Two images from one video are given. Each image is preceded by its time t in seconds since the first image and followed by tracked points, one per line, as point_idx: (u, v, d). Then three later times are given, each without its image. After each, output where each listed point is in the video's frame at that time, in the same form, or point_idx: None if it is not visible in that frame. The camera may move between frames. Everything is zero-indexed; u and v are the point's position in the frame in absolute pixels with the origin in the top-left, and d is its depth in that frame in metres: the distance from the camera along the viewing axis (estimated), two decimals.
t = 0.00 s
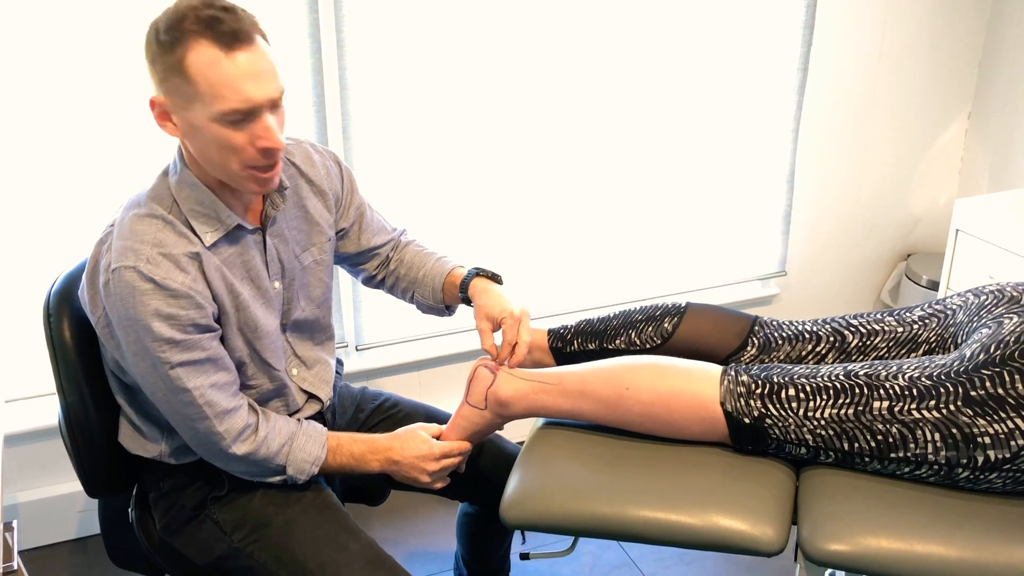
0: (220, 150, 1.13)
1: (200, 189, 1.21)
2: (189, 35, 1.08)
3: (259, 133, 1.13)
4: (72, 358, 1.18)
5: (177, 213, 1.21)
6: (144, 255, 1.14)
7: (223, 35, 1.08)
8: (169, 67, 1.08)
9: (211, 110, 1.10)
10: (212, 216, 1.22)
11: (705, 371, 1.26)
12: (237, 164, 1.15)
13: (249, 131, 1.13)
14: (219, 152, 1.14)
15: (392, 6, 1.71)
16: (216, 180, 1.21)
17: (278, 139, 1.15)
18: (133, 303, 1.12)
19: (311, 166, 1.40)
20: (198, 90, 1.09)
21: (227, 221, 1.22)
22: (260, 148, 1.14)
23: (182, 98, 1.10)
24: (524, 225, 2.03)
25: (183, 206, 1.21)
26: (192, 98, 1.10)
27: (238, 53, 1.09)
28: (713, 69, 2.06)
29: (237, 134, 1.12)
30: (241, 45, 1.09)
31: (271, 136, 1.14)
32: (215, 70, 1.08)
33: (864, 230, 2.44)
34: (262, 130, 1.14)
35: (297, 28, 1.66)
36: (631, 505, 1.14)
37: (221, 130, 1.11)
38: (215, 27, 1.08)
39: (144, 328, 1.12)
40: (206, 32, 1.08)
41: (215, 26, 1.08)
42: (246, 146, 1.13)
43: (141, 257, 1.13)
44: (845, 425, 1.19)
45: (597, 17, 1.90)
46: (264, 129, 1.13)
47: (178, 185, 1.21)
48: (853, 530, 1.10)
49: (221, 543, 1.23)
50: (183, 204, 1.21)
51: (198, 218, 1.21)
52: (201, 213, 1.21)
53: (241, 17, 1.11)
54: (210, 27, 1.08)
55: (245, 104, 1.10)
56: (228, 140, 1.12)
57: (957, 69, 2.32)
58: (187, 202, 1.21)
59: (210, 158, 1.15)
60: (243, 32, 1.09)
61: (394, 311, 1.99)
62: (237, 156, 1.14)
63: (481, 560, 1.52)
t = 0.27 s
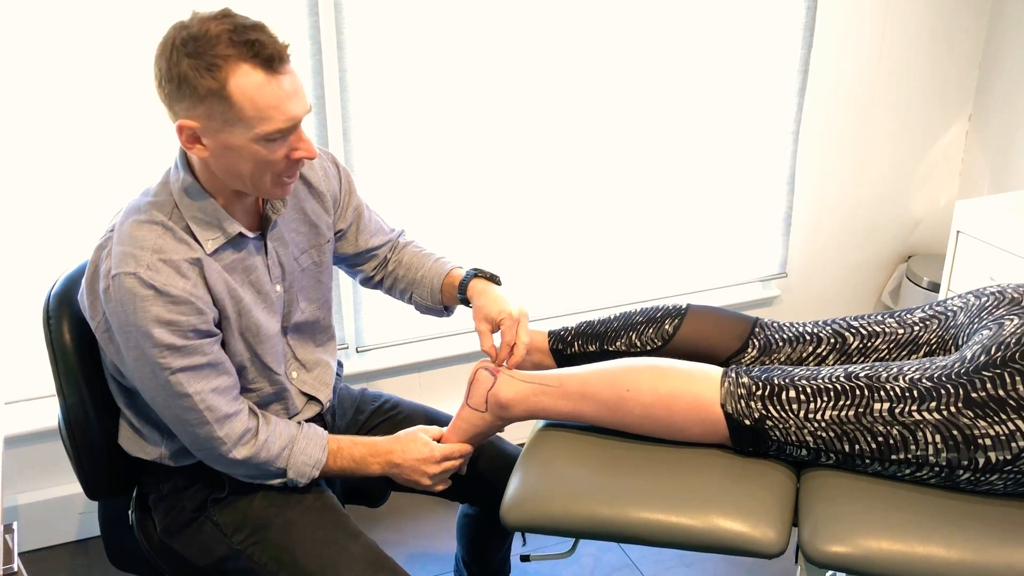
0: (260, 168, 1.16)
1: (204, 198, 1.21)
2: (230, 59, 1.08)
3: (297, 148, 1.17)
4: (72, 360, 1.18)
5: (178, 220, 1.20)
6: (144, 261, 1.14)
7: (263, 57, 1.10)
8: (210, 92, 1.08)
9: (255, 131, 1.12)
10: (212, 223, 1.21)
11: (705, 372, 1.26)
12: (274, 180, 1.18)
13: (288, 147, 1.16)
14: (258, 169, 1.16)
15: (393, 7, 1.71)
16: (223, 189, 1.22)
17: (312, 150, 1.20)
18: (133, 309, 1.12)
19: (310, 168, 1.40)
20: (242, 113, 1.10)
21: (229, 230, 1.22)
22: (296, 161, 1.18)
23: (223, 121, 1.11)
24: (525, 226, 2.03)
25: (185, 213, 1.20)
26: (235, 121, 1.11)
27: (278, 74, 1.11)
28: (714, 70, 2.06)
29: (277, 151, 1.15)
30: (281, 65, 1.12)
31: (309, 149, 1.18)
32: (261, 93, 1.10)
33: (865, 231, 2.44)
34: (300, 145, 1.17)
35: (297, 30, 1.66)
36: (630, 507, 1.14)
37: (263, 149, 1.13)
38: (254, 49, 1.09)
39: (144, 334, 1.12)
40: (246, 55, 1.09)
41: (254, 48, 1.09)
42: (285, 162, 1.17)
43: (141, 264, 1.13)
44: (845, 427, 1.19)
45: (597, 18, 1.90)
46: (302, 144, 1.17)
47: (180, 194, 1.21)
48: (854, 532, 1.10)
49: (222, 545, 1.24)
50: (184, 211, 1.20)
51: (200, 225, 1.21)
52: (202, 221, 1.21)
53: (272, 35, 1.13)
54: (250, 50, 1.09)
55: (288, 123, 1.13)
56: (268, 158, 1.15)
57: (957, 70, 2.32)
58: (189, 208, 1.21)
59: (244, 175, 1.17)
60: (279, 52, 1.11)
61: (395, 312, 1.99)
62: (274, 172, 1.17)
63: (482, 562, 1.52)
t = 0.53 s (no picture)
0: (264, 170, 1.16)
1: (208, 201, 1.21)
2: (234, 62, 1.08)
3: (300, 149, 1.17)
4: (74, 362, 1.18)
5: (182, 222, 1.21)
6: (147, 263, 1.13)
7: (267, 60, 1.10)
8: (214, 94, 1.08)
9: (259, 133, 1.12)
10: (216, 226, 1.22)
11: (706, 374, 1.26)
12: (278, 182, 1.18)
13: (292, 149, 1.16)
14: (261, 171, 1.16)
15: (394, 8, 1.71)
16: (229, 192, 1.22)
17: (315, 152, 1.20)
18: (137, 311, 1.12)
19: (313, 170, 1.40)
20: (246, 115, 1.10)
21: (232, 234, 1.22)
22: (299, 163, 1.18)
23: (227, 123, 1.11)
24: (526, 227, 2.03)
25: (188, 215, 1.21)
26: (239, 123, 1.11)
27: (283, 76, 1.11)
28: (715, 71, 2.06)
29: (280, 153, 1.15)
30: (285, 68, 1.12)
31: (311, 152, 1.18)
32: (266, 95, 1.10)
33: (866, 232, 2.43)
34: (304, 147, 1.17)
35: (298, 31, 1.66)
36: (631, 509, 1.14)
37: (266, 151, 1.14)
38: (258, 52, 1.10)
39: (147, 336, 1.12)
40: (250, 57, 1.09)
41: (258, 50, 1.10)
42: (289, 164, 1.17)
43: (145, 266, 1.13)
44: (847, 428, 1.18)
45: (598, 19, 1.90)
46: (306, 145, 1.17)
47: (185, 195, 1.21)
48: (856, 533, 1.10)
49: (222, 547, 1.24)
50: (188, 213, 1.21)
51: (202, 227, 1.21)
52: (206, 223, 1.21)
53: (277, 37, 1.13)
54: (255, 53, 1.09)
55: (292, 125, 1.13)
56: (271, 160, 1.15)
57: (958, 71, 2.32)
58: (193, 211, 1.21)
59: (246, 177, 1.17)
60: (284, 54, 1.11)
61: (395, 313, 1.99)
62: (277, 173, 1.17)
63: (483, 563, 1.52)
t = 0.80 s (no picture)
0: (264, 168, 1.16)
1: (210, 199, 1.21)
2: (232, 59, 1.08)
3: (300, 147, 1.17)
4: (75, 361, 1.18)
5: (183, 221, 1.21)
6: (148, 262, 1.13)
7: (264, 57, 1.10)
8: (211, 92, 1.08)
9: (257, 131, 1.12)
10: (217, 225, 1.21)
11: (707, 373, 1.26)
12: (277, 179, 1.18)
13: (290, 147, 1.16)
14: (261, 169, 1.16)
15: (394, 8, 1.71)
16: (230, 190, 1.22)
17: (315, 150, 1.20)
18: (138, 310, 1.12)
19: (314, 169, 1.40)
20: (245, 113, 1.10)
21: (233, 232, 1.22)
22: (298, 160, 1.18)
23: (225, 121, 1.11)
24: (527, 227, 2.03)
25: (190, 213, 1.21)
26: (237, 121, 1.11)
27: (280, 74, 1.11)
28: (716, 70, 2.05)
29: (278, 150, 1.15)
30: (283, 65, 1.11)
31: (309, 150, 1.19)
32: (263, 93, 1.10)
33: (867, 232, 2.43)
34: (303, 145, 1.17)
35: (299, 30, 1.66)
36: (631, 508, 1.14)
37: (264, 149, 1.14)
38: (256, 49, 1.09)
39: (148, 335, 1.12)
40: (247, 55, 1.09)
41: (255, 48, 1.09)
42: (288, 162, 1.17)
43: (146, 264, 1.13)
44: (848, 427, 1.18)
45: (599, 19, 1.90)
46: (305, 143, 1.17)
47: (185, 193, 1.21)
48: (857, 533, 1.10)
49: (223, 546, 1.24)
50: (189, 212, 1.21)
51: (203, 225, 1.21)
52: (207, 222, 1.21)
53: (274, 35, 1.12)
54: (252, 50, 1.09)
55: (290, 123, 1.13)
56: (270, 157, 1.15)
57: (960, 70, 2.32)
58: (194, 210, 1.21)
59: (246, 175, 1.17)
60: (281, 52, 1.11)
61: (396, 313, 1.99)
62: (275, 170, 1.17)
63: (484, 563, 1.52)
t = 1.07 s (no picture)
0: (259, 165, 1.16)
1: (209, 196, 1.21)
2: (227, 55, 1.08)
3: (296, 145, 1.17)
4: (77, 360, 1.18)
5: (183, 218, 1.21)
6: (149, 260, 1.14)
7: (260, 53, 1.09)
8: (206, 87, 1.08)
9: (252, 127, 1.12)
10: (217, 223, 1.22)
11: (708, 372, 1.26)
12: (273, 176, 1.18)
13: (286, 145, 1.16)
14: (257, 165, 1.16)
15: (396, 7, 1.71)
16: (228, 187, 1.23)
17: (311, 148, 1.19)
18: (138, 308, 1.12)
19: (314, 166, 1.40)
20: (239, 109, 1.10)
21: (233, 230, 1.22)
22: (294, 157, 1.18)
23: (221, 117, 1.11)
24: (529, 226, 2.03)
25: (189, 211, 1.21)
26: (231, 116, 1.11)
27: (275, 69, 1.11)
28: (717, 69, 2.05)
29: (274, 147, 1.15)
30: (278, 62, 1.11)
31: (305, 148, 1.18)
32: (257, 89, 1.09)
33: (869, 230, 2.43)
34: (298, 142, 1.17)
35: (301, 30, 1.66)
36: (631, 507, 1.14)
37: (260, 145, 1.13)
38: (251, 44, 1.09)
39: (149, 332, 1.12)
40: (243, 50, 1.09)
41: (251, 44, 1.09)
42: (283, 159, 1.17)
43: (146, 262, 1.13)
44: (850, 426, 1.18)
45: (601, 18, 1.90)
46: (300, 140, 1.17)
47: (184, 190, 1.21)
48: (860, 532, 1.10)
49: (226, 545, 1.23)
50: (189, 209, 1.21)
51: (203, 223, 1.21)
52: (207, 219, 1.21)
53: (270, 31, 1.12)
54: (247, 45, 1.09)
55: (285, 120, 1.13)
56: (265, 153, 1.14)
57: (962, 69, 2.32)
58: (194, 207, 1.21)
59: (241, 172, 1.17)
60: (277, 48, 1.11)
61: (398, 312, 1.99)
62: (271, 167, 1.17)
63: (486, 562, 1.52)
